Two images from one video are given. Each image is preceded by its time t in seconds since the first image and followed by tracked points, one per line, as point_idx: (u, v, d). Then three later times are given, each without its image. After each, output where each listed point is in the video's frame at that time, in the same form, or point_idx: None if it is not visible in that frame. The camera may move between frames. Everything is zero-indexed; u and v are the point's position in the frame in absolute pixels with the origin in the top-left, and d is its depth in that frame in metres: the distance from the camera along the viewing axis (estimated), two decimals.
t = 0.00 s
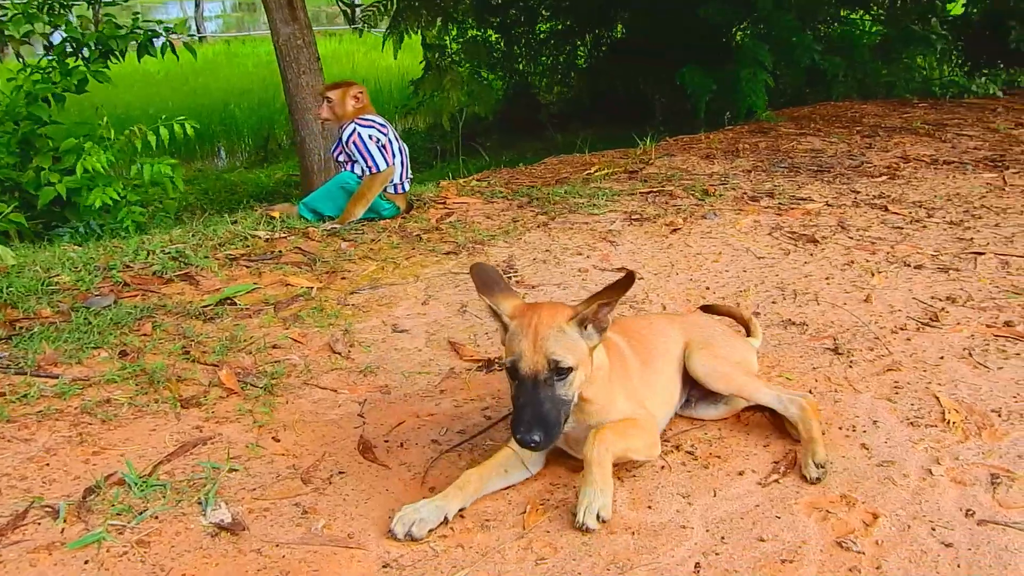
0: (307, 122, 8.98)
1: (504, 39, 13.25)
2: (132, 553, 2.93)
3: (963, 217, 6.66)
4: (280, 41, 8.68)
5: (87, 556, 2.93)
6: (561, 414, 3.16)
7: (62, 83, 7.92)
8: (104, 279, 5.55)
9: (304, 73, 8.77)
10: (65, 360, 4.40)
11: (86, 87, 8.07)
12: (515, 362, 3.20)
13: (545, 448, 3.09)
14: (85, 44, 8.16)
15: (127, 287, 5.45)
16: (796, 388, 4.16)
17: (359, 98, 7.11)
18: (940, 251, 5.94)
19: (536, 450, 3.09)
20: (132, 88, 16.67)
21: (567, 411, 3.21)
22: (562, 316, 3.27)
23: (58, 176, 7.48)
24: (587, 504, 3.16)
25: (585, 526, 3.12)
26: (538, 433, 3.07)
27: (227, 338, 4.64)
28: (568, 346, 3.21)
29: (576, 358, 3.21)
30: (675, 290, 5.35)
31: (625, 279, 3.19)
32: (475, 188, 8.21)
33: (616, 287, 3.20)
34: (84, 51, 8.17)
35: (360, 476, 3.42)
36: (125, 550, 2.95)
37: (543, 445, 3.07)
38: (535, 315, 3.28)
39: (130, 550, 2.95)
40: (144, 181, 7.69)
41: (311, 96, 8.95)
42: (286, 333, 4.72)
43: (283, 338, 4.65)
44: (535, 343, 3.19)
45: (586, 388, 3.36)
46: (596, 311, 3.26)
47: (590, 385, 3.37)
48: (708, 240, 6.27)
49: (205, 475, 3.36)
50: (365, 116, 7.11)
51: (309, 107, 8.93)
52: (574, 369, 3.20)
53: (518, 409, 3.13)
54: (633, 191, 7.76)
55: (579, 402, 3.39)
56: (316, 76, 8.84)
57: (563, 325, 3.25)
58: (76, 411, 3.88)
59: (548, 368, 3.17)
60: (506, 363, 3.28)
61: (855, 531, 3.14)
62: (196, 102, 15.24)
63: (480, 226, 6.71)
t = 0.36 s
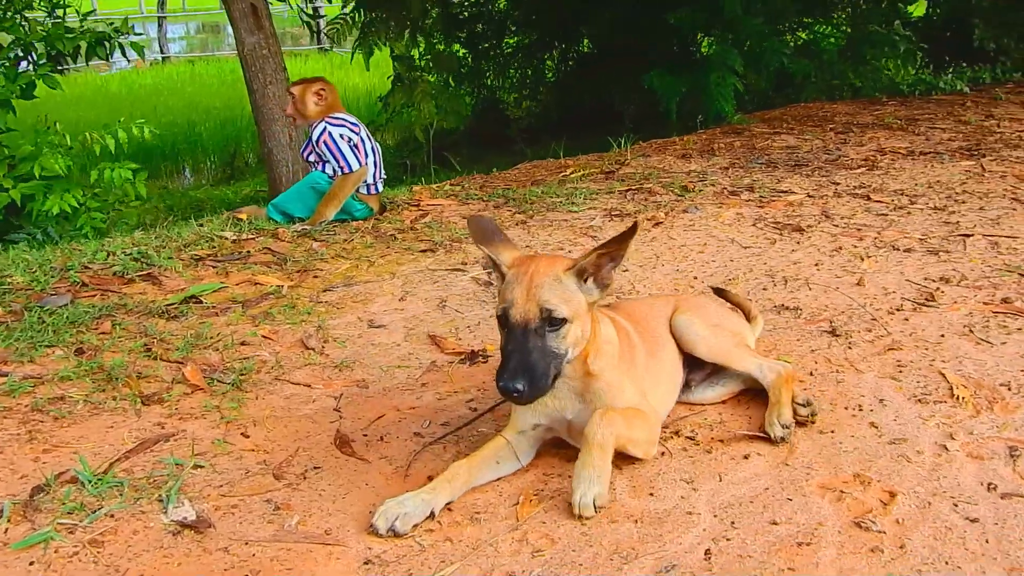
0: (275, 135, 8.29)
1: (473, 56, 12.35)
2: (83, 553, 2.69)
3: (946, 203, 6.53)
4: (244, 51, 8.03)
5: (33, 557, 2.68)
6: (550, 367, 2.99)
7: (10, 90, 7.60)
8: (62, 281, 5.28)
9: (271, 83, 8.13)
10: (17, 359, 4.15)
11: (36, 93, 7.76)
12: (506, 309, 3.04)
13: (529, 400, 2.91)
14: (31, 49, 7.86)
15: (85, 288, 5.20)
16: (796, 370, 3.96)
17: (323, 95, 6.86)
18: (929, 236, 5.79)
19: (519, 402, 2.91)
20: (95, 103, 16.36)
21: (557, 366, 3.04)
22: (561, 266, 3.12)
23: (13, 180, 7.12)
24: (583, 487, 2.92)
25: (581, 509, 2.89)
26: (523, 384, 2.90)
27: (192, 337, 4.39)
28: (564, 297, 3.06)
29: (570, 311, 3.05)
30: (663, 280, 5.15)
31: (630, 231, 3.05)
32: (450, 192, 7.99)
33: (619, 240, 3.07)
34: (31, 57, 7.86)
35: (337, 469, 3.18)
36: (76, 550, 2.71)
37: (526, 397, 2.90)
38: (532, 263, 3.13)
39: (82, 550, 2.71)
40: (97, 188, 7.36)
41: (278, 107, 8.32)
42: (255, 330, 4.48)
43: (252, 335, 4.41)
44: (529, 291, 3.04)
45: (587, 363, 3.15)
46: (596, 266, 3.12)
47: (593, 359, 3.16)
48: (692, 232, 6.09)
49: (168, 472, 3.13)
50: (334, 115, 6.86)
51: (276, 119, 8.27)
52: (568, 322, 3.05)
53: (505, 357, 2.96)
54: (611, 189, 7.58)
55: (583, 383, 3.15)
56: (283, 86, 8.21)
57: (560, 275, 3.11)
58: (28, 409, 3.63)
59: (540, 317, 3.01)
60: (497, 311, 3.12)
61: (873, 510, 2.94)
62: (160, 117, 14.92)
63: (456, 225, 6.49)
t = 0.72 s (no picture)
0: (270, 179, 7.91)
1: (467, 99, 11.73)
2: (38, 564, 2.55)
3: (948, 221, 6.40)
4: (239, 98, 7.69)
5: None
6: (553, 367, 2.77)
7: None
8: (43, 309, 5.16)
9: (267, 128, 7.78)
10: None
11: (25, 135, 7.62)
12: (504, 306, 2.84)
13: (530, 401, 2.69)
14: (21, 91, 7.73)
15: (66, 314, 5.07)
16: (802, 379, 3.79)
17: (309, 126, 6.78)
18: (933, 253, 5.65)
19: (519, 403, 2.69)
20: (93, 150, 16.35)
21: (562, 365, 2.82)
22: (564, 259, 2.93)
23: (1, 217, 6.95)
24: (539, 536, 2.53)
25: (531, 564, 2.47)
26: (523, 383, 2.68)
27: (173, 357, 4.25)
28: (566, 291, 2.85)
29: (573, 306, 2.84)
30: (661, 297, 5.00)
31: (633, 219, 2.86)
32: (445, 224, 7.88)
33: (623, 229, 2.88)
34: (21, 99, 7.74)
35: (316, 481, 3.01)
36: (32, 561, 2.56)
37: (527, 396, 2.67)
38: (532, 258, 2.94)
39: (38, 561, 2.56)
40: (84, 226, 7.18)
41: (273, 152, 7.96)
42: (238, 350, 4.33)
43: (235, 355, 4.26)
44: (528, 286, 2.84)
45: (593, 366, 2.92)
46: (600, 258, 2.93)
47: (598, 363, 2.94)
48: (690, 254, 5.96)
49: (137, 484, 2.99)
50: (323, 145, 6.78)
51: (272, 163, 7.90)
52: (571, 318, 2.84)
53: (503, 356, 2.76)
54: (608, 219, 7.47)
55: (586, 389, 2.92)
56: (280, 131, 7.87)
57: (562, 268, 2.91)
58: None
59: (541, 313, 2.80)
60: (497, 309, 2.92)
61: (888, 512, 2.74)
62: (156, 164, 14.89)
63: (450, 253, 6.36)
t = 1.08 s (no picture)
0: (272, 206, 7.74)
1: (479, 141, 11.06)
2: (14, 535, 2.46)
3: (951, 251, 6.36)
4: (243, 124, 7.56)
5: None
6: (539, 325, 2.74)
7: None
8: (36, 307, 5.08)
9: (270, 155, 7.64)
10: None
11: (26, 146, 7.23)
12: (503, 263, 2.87)
13: (507, 353, 2.69)
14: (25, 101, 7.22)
15: (59, 313, 4.98)
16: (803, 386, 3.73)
17: (311, 138, 6.81)
18: (936, 279, 5.60)
19: (497, 352, 2.69)
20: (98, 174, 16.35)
21: (551, 326, 2.77)
22: (569, 224, 2.92)
23: None
24: (530, 519, 2.47)
25: (523, 546, 2.41)
26: (501, 333, 2.68)
27: (165, 352, 4.17)
28: (562, 254, 2.83)
29: (568, 269, 2.82)
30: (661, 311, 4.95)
31: (629, 186, 2.82)
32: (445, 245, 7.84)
33: (620, 196, 2.84)
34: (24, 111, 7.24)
35: (305, 468, 2.93)
36: (8, 531, 2.47)
37: (504, 346, 2.67)
38: (539, 224, 2.96)
39: (14, 532, 2.47)
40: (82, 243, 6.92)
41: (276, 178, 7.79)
42: (231, 348, 4.26)
43: (228, 352, 4.19)
44: (527, 246, 2.86)
45: (592, 343, 2.90)
46: (603, 228, 2.88)
47: (597, 341, 2.92)
48: (691, 275, 5.91)
49: (121, 464, 2.90)
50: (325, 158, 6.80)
51: (274, 189, 7.73)
52: (564, 281, 2.81)
53: (493, 309, 2.79)
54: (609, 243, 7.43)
55: (585, 369, 2.91)
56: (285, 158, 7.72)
57: (565, 231, 2.90)
58: None
59: (534, 271, 2.80)
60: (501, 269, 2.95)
61: (894, 509, 2.66)
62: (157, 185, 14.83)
63: (449, 269, 6.31)
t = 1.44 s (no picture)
0: (281, 222, 7.72)
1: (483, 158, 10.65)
2: (26, 542, 2.44)
3: (964, 270, 6.32)
4: (254, 140, 7.59)
5: None
6: (551, 321, 2.76)
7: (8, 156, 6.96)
8: (48, 319, 5.08)
9: (280, 171, 7.63)
10: None
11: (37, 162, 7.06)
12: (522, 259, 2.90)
13: (516, 346, 2.73)
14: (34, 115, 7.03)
15: (72, 325, 4.98)
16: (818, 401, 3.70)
17: (322, 152, 6.82)
18: (949, 296, 5.57)
19: (507, 345, 2.74)
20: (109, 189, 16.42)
21: (564, 323, 2.79)
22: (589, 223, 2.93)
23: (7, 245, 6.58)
24: (545, 529, 2.44)
25: (538, 556, 2.38)
26: (511, 326, 2.73)
27: (176, 363, 4.16)
28: (579, 252, 2.84)
29: (583, 267, 2.83)
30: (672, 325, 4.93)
31: (641, 185, 2.79)
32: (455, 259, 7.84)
33: (633, 197, 2.80)
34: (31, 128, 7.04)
35: (317, 477, 2.91)
36: (20, 539, 2.45)
37: (512, 338, 2.71)
38: (562, 222, 2.98)
39: (26, 540, 2.45)
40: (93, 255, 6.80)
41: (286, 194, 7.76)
42: (242, 359, 4.24)
43: (239, 363, 4.18)
44: (545, 244, 2.88)
45: (609, 346, 2.89)
46: (621, 228, 2.86)
47: (616, 344, 2.91)
48: (703, 290, 5.90)
49: (133, 472, 2.89)
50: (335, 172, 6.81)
51: (284, 206, 7.70)
52: (579, 279, 2.82)
53: (509, 303, 2.84)
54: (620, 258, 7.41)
55: (603, 373, 2.90)
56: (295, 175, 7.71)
57: (584, 230, 2.90)
58: None
59: (549, 268, 2.82)
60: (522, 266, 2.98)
61: (913, 525, 2.62)
62: (166, 201, 14.83)
63: (460, 282, 6.30)
